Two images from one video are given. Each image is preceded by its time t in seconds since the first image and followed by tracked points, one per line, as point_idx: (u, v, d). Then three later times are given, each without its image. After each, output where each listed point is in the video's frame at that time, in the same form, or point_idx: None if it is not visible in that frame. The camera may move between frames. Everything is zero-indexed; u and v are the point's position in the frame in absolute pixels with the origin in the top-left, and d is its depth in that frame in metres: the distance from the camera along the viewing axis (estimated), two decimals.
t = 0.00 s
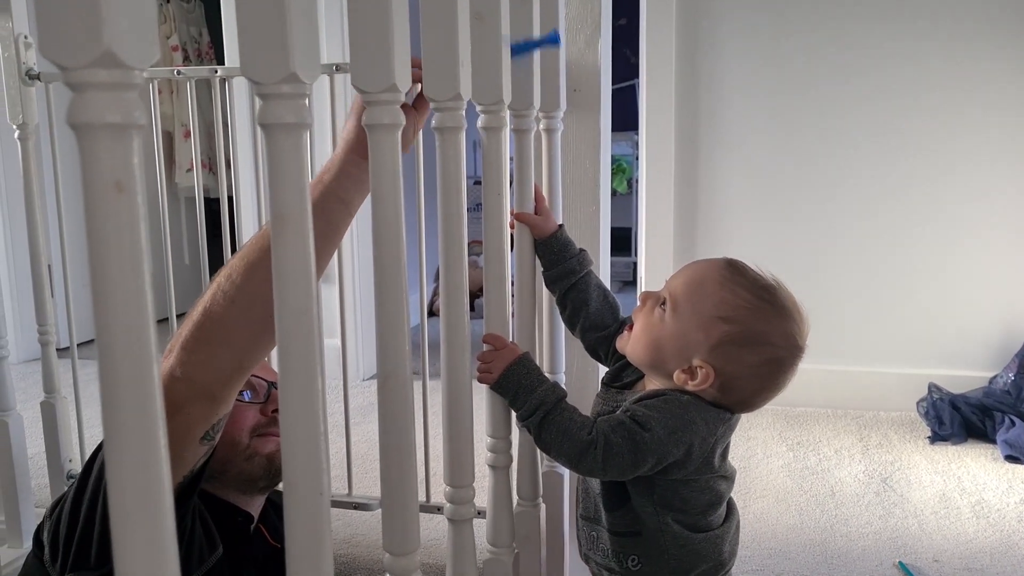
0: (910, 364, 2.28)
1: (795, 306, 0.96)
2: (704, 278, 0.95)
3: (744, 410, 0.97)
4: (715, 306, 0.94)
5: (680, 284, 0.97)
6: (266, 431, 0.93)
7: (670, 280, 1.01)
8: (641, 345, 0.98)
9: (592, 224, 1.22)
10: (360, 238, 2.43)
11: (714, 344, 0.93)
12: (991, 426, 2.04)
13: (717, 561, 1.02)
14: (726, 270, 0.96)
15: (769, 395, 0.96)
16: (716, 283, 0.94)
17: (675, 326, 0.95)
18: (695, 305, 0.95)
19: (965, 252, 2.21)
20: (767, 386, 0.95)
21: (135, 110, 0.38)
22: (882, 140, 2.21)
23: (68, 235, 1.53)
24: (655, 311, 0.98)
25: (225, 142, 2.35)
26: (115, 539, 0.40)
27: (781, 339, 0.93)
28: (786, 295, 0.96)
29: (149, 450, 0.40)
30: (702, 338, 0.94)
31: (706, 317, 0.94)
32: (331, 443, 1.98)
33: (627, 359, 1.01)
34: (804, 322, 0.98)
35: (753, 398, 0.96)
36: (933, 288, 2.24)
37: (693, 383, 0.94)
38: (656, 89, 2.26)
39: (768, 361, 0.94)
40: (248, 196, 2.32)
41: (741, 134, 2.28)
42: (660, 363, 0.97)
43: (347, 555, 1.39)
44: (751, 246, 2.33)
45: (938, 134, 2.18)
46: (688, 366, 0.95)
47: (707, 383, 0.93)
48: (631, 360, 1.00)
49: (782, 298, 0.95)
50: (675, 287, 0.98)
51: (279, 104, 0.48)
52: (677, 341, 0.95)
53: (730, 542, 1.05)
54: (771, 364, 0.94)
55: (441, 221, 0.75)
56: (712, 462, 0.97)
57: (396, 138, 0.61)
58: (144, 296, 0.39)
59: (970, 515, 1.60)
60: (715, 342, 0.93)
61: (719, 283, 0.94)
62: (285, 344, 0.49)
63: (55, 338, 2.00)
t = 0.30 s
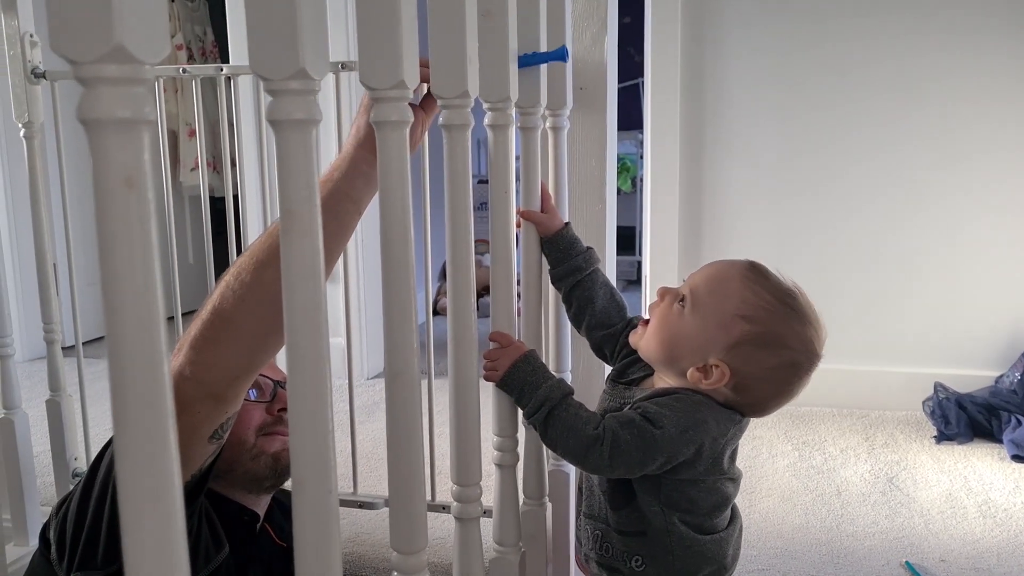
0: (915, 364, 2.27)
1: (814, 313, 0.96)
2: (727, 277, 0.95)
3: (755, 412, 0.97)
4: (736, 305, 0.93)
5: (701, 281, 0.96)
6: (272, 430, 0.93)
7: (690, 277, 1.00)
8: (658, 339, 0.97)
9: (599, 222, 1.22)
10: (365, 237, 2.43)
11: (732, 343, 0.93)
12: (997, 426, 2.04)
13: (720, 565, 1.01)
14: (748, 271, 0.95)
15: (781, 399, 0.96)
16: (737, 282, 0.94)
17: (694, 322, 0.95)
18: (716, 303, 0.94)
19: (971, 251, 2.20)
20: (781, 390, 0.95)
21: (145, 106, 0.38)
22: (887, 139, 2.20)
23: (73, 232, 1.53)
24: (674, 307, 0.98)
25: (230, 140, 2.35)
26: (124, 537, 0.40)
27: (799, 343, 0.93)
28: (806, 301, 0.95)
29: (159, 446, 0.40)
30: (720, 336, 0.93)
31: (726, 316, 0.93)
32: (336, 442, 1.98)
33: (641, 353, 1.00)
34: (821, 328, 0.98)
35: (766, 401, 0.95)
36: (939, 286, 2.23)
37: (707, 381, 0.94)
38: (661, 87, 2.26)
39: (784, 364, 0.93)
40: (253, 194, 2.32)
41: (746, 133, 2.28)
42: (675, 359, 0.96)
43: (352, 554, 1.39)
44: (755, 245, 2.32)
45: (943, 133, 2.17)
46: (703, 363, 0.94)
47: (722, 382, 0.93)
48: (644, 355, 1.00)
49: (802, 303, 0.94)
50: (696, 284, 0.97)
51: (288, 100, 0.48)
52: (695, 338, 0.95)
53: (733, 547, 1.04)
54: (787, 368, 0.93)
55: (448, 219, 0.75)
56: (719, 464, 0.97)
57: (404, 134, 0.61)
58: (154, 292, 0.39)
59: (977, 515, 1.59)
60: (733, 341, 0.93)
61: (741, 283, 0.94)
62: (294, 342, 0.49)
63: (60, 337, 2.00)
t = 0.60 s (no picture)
0: (921, 364, 2.27)
1: (819, 304, 0.95)
2: (730, 270, 0.95)
3: (763, 407, 0.96)
4: (739, 297, 0.93)
5: (705, 275, 0.97)
6: (278, 429, 0.94)
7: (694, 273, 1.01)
8: (662, 334, 0.97)
9: (605, 221, 1.22)
10: (369, 237, 2.43)
11: (735, 334, 0.93)
12: (1003, 426, 2.03)
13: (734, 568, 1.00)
14: (752, 264, 0.95)
15: (789, 392, 0.95)
16: (740, 273, 0.94)
17: (698, 315, 0.95)
18: (719, 295, 0.94)
19: (977, 251, 2.19)
20: (788, 383, 0.94)
21: (153, 105, 0.38)
22: (893, 139, 2.20)
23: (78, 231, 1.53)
24: (678, 302, 0.98)
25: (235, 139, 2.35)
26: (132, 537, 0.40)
27: (803, 334, 0.93)
28: (811, 292, 0.95)
29: (166, 445, 0.39)
30: (724, 327, 0.93)
31: (729, 307, 0.93)
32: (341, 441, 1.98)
33: (646, 350, 1.00)
34: (828, 320, 0.97)
35: (773, 395, 0.95)
36: (945, 286, 2.23)
37: (711, 373, 0.94)
38: (666, 86, 2.25)
39: (790, 355, 0.93)
40: (258, 193, 2.32)
41: (750, 132, 2.27)
42: (679, 353, 0.96)
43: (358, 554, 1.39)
44: (761, 245, 2.32)
45: (949, 133, 2.16)
46: (707, 356, 0.94)
47: (726, 374, 0.93)
48: (650, 352, 1.00)
49: (806, 294, 0.94)
50: (700, 279, 0.97)
51: (296, 100, 0.47)
52: (698, 331, 0.94)
53: (748, 551, 1.03)
54: (793, 358, 0.93)
55: (454, 219, 0.75)
56: (723, 462, 0.96)
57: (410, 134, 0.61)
58: (163, 290, 0.39)
59: (982, 515, 1.58)
60: (737, 331, 0.93)
61: (744, 274, 0.94)
62: (301, 341, 0.49)
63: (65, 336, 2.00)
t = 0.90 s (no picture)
0: (925, 364, 2.26)
1: (825, 305, 0.96)
2: (739, 268, 0.95)
3: (768, 405, 0.96)
4: (748, 294, 0.93)
5: (714, 273, 0.97)
6: (282, 429, 0.94)
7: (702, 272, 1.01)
8: (671, 329, 0.97)
9: (609, 221, 1.22)
10: (373, 237, 2.43)
11: (744, 331, 0.92)
12: (1007, 427, 2.02)
13: (737, 564, 1.00)
14: (760, 263, 0.96)
15: (795, 391, 0.95)
16: (749, 271, 0.95)
17: (707, 312, 0.95)
18: (728, 292, 0.94)
19: (982, 252, 2.19)
20: (794, 381, 0.94)
21: (162, 105, 0.38)
22: (897, 140, 2.19)
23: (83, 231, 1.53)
24: (686, 299, 0.98)
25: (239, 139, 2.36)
26: (139, 537, 0.40)
27: (811, 332, 0.93)
28: (817, 292, 0.95)
29: (173, 446, 0.40)
30: (732, 324, 0.93)
31: (738, 304, 0.93)
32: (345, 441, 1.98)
33: (653, 347, 1.00)
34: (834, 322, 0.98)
35: (779, 392, 0.94)
36: (949, 287, 2.22)
37: (719, 370, 0.93)
38: (669, 87, 2.25)
39: (797, 353, 0.92)
40: (262, 193, 2.32)
41: (754, 132, 2.27)
42: (687, 350, 0.96)
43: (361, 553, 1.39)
44: (764, 246, 2.32)
45: (953, 134, 2.16)
46: (715, 353, 0.94)
47: (734, 370, 0.92)
48: (657, 349, 1.00)
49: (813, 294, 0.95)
50: (708, 276, 0.97)
51: (302, 100, 0.47)
52: (707, 328, 0.94)
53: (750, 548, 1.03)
54: (799, 356, 0.92)
55: (460, 219, 0.75)
56: (728, 462, 0.96)
57: (415, 134, 0.61)
58: (171, 291, 0.39)
59: (986, 517, 1.58)
60: (746, 328, 0.92)
61: (753, 272, 0.94)
62: (307, 341, 0.49)
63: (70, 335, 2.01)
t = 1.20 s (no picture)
0: (927, 365, 2.26)
1: (828, 325, 0.95)
2: (743, 282, 0.94)
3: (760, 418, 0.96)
4: (749, 312, 0.93)
5: (718, 285, 0.96)
6: (285, 429, 0.94)
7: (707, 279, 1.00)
8: (670, 338, 0.97)
9: (612, 222, 1.22)
10: (376, 238, 2.43)
11: (741, 350, 0.92)
12: (1010, 428, 2.02)
13: (712, 559, 1.01)
14: (765, 276, 0.95)
15: (789, 407, 0.95)
16: (754, 287, 0.93)
17: (707, 326, 0.95)
18: (729, 308, 0.94)
19: (985, 253, 2.19)
20: (788, 399, 0.94)
21: (167, 106, 0.38)
22: (900, 141, 2.19)
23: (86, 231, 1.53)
24: (688, 309, 0.98)
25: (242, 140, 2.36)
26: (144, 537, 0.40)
27: (808, 354, 0.92)
28: (820, 311, 0.95)
29: (177, 446, 0.40)
30: (730, 342, 0.93)
31: (739, 321, 0.93)
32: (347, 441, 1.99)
33: (653, 350, 1.00)
34: (835, 339, 0.97)
35: (773, 407, 0.95)
36: (952, 287, 2.22)
37: (713, 384, 0.94)
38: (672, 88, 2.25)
39: (792, 374, 0.92)
40: (265, 194, 2.33)
41: (757, 133, 2.27)
42: (685, 360, 0.96)
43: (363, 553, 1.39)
44: (767, 246, 2.31)
45: (957, 134, 2.16)
46: (711, 367, 0.94)
47: (728, 387, 0.93)
48: (657, 353, 1.00)
49: (815, 314, 0.94)
50: (712, 287, 0.97)
51: (307, 100, 0.48)
52: (705, 341, 0.94)
53: (727, 542, 1.04)
54: (794, 377, 0.92)
55: (463, 220, 0.75)
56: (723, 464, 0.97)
57: (420, 135, 0.61)
58: (176, 291, 0.39)
59: (989, 519, 1.58)
60: (744, 347, 0.92)
61: (756, 288, 0.93)
62: (312, 343, 0.49)
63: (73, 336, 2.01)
